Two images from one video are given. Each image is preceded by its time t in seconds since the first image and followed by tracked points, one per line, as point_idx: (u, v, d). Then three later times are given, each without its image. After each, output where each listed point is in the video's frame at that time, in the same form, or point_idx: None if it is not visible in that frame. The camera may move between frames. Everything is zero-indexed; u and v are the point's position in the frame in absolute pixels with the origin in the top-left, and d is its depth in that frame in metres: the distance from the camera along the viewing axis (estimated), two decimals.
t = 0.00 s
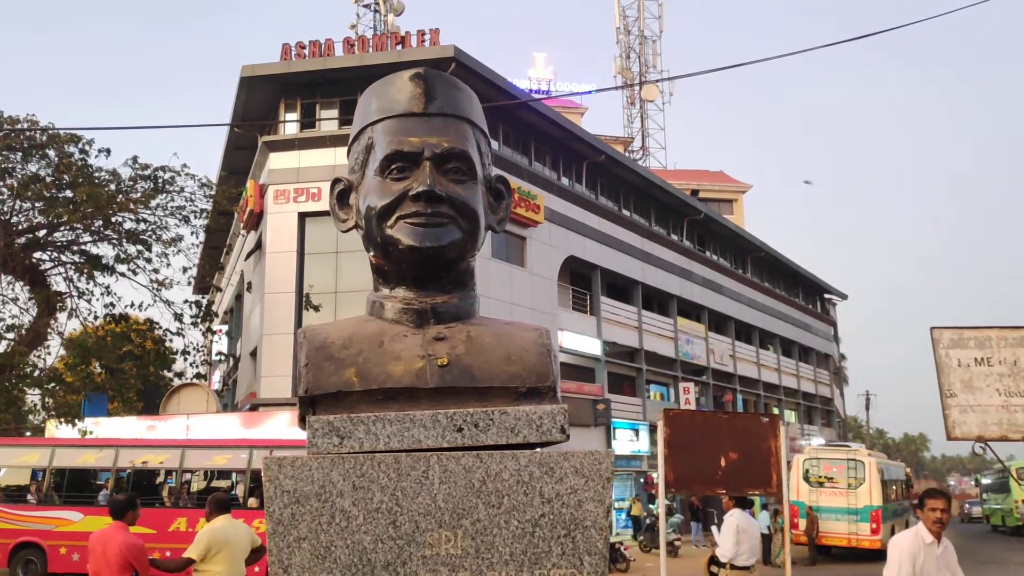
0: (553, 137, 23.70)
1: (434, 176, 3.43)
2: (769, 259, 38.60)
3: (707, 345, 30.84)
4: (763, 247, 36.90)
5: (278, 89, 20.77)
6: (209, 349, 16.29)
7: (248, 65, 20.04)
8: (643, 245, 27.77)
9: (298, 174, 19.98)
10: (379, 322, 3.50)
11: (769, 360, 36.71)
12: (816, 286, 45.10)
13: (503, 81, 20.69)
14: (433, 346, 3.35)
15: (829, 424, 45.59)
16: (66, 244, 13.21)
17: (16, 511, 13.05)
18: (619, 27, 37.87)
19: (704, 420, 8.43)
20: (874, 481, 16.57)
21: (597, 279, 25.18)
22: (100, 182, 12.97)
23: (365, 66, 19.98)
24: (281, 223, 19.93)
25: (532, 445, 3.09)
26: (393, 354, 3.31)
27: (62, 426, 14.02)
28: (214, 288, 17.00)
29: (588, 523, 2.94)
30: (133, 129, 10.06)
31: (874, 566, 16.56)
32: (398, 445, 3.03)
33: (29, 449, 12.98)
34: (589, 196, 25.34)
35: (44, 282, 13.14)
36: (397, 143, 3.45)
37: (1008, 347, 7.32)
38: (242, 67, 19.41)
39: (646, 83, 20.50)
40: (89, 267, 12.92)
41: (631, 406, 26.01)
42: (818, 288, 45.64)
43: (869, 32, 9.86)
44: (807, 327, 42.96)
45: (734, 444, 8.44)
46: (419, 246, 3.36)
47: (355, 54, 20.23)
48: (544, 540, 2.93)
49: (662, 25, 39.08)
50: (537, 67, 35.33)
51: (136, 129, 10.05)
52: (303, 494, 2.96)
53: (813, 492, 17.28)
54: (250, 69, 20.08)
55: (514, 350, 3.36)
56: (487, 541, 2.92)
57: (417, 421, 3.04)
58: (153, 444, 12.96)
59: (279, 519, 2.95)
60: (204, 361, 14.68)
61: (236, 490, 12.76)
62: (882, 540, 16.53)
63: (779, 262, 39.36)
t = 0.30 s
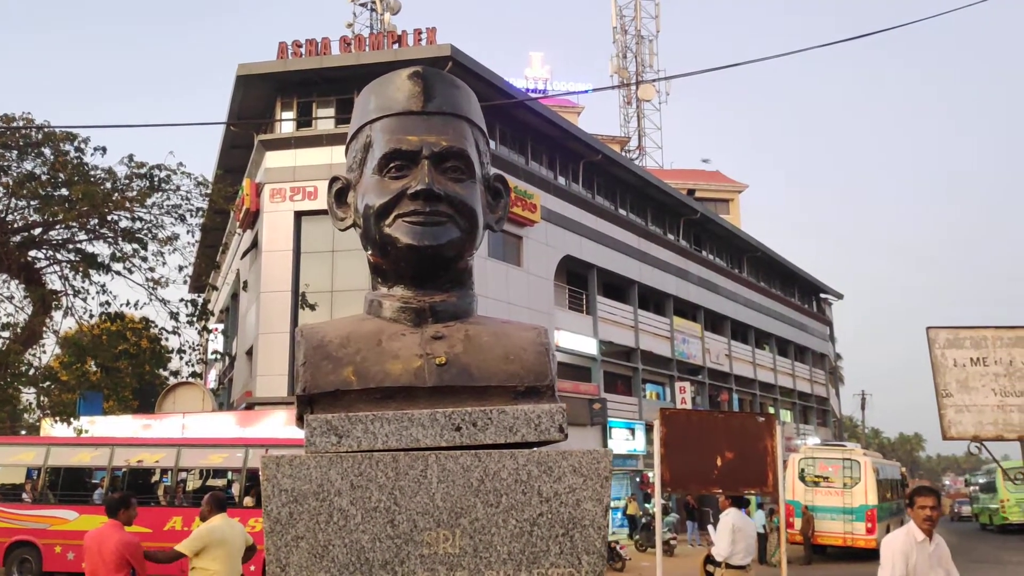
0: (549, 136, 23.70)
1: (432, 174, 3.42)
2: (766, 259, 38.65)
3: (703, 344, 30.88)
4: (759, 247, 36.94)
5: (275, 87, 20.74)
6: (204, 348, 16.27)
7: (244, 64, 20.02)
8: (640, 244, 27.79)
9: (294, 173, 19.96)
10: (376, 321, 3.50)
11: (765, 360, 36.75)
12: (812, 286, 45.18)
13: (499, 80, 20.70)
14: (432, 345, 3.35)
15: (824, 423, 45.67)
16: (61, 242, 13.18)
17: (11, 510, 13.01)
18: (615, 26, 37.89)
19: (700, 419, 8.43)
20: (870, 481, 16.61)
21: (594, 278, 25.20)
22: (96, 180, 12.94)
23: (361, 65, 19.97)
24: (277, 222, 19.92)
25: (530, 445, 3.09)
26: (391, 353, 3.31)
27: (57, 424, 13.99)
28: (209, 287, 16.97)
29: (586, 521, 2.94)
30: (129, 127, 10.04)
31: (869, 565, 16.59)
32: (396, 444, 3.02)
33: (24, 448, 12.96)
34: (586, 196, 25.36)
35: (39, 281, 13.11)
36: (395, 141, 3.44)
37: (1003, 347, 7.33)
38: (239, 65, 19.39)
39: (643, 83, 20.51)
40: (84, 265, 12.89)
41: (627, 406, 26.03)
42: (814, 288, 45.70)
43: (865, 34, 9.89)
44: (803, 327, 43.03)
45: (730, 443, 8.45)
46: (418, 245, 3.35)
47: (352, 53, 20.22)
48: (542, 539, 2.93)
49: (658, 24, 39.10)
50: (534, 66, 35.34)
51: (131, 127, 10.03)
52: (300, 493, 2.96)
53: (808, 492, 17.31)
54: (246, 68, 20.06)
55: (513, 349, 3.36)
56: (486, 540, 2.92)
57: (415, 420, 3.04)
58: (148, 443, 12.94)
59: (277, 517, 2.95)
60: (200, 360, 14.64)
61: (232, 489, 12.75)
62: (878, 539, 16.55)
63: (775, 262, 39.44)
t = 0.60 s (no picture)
0: (537, 133, 23.68)
1: (422, 169, 3.40)
2: (751, 258, 38.79)
3: (688, 342, 30.97)
4: (744, 246, 37.07)
5: (262, 81, 20.62)
6: (189, 342, 16.17)
7: (231, 57, 19.89)
8: (626, 242, 27.83)
9: (280, 168, 19.87)
10: (365, 316, 3.48)
11: (750, 358, 36.88)
12: (797, 285, 45.36)
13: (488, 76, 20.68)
14: (421, 341, 3.33)
15: (808, 421, 45.87)
16: (45, 235, 13.06)
17: None
18: (604, 24, 37.91)
19: (686, 417, 8.46)
20: (852, 479, 16.71)
21: (581, 275, 25.21)
22: (80, 172, 12.82)
23: (349, 60, 19.88)
24: (263, 216, 19.82)
25: (519, 442, 3.09)
26: (380, 348, 3.29)
27: (39, 418, 13.87)
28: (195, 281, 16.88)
29: (574, 519, 2.93)
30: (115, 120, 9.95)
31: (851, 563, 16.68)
32: (384, 441, 3.01)
33: (7, 442, 12.84)
34: (573, 193, 25.36)
35: (22, 274, 12.98)
36: (386, 136, 3.42)
37: (986, 347, 6.95)
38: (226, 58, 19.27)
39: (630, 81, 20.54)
40: (68, 258, 12.78)
41: (613, 403, 26.06)
42: (799, 287, 45.90)
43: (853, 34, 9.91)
44: (788, 326, 43.21)
45: (715, 442, 8.48)
46: (407, 240, 3.33)
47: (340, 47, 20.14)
48: (530, 537, 2.92)
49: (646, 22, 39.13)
50: (522, 63, 35.32)
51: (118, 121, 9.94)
52: (287, 489, 2.94)
53: (792, 490, 17.41)
54: (233, 60, 19.93)
55: (502, 346, 3.36)
56: (474, 538, 2.91)
57: (403, 416, 3.02)
58: (132, 438, 12.86)
59: (264, 514, 2.93)
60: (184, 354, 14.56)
61: (215, 484, 12.73)
62: (860, 537, 16.64)
63: (760, 261, 39.61)
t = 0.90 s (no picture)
0: (519, 128, 23.66)
1: (406, 162, 3.38)
2: (730, 256, 39.00)
3: (667, 339, 31.08)
4: (723, 245, 37.25)
5: (242, 71, 20.46)
6: (165, 334, 16.02)
7: (211, 47, 19.71)
8: (606, 239, 27.88)
9: (260, 159, 19.72)
10: (346, 309, 3.46)
11: (727, 356, 37.07)
12: (775, 284, 45.65)
13: (470, 71, 20.63)
14: (403, 335, 3.31)
15: (784, 419, 46.20)
16: (19, 224, 12.89)
17: None
18: (587, 20, 37.93)
19: (664, 414, 8.44)
20: (827, 477, 16.84)
21: (560, 272, 25.23)
22: (56, 161, 12.67)
23: (330, 52, 19.77)
24: (241, 207, 19.69)
25: (501, 436, 3.08)
26: (361, 341, 3.28)
27: (12, 409, 13.70)
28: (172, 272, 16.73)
29: (555, 514, 2.93)
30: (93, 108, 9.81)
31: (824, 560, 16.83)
32: (365, 435, 2.99)
33: None
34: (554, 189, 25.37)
35: None
36: (370, 127, 3.40)
37: (960, 347, 7.02)
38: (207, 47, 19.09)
39: (613, 78, 20.55)
40: (43, 248, 12.62)
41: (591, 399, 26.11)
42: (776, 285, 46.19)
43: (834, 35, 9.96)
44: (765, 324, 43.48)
45: (692, 438, 8.51)
46: (390, 233, 3.31)
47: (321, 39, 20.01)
48: (510, 531, 2.92)
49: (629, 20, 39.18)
50: (504, 58, 35.27)
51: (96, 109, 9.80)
52: (266, 482, 2.91)
53: (767, 487, 17.53)
54: (213, 50, 19.76)
55: (484, 340, 3.35)
56: (454, 532, 2.90)
57: (385, 410, 3.01)
58: (106, 430, 12.71)
59: (242, 506, 2.90)
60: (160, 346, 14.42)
61: (191, 477, 12.66)
62: (834, 534, 16.80)
63: (739, 260, 39.83)
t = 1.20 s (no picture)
0: (498, 123, 23.61)
1: (383, 153, 3.36)
2: (707, 253, 39.20)
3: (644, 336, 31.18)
4: (701, 242, 37.43)
5: (220, 62, 20.28)
6: (140, 327, 15.85)
7: (188, 37, 19.50)
8: (585, 235, 27.91)
9: (237, 151, 19.55)
10: (321, 300, 3.43)
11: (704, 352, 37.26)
12: (751, 281, 45.95)
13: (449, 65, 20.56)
14: (378, 327, 3.29)
15: (760, 415, 46.53)
16: None
17: None
18: (567, 16, 37.94)
19: (641, 408, 8.47)
20: (801, 473, 16.96)
21: (539, 267, 25.24)
22: (30, 150, 12.50)
23: (309, 44, 19.64)
24: (218, 199, 19.51)
25: (475, 430, 3.07)
26: (336, 333, 3.25)
27: None
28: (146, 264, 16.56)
29: (529, 507, 2.92)
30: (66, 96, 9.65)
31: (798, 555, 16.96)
32: (338, 427, 2.97)
33: None
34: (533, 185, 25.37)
35: None
36: (346, 117, 3.37)
37: (933, 345, 7.09)
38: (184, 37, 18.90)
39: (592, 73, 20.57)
40: (16, 238, 12.45)
41: (568, 394, 26.15)
42: (753, 283, 46.50)
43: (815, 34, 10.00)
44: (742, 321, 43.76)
45: (668, 433, 8.55)
46: (366, 223, 3.28)
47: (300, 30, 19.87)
48: (484, 523, 2.90)
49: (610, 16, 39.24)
50: (485, 53, 35.21)
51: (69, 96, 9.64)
52: (237, 474, 2.89)
53: (742, 482, 17.55)
54: (190, 40, 19.55)
55: (460, 333, 3.33)
56: (427, 525, 2.89)
57: (358, 402, 2.99)
58: (78, 423, 12.55)
59: (213, 498, 2.87)
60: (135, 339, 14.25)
61: (165, 471, 12.58)
62: (806, 529, 17.00)
63: (716, 257, 40.04)
